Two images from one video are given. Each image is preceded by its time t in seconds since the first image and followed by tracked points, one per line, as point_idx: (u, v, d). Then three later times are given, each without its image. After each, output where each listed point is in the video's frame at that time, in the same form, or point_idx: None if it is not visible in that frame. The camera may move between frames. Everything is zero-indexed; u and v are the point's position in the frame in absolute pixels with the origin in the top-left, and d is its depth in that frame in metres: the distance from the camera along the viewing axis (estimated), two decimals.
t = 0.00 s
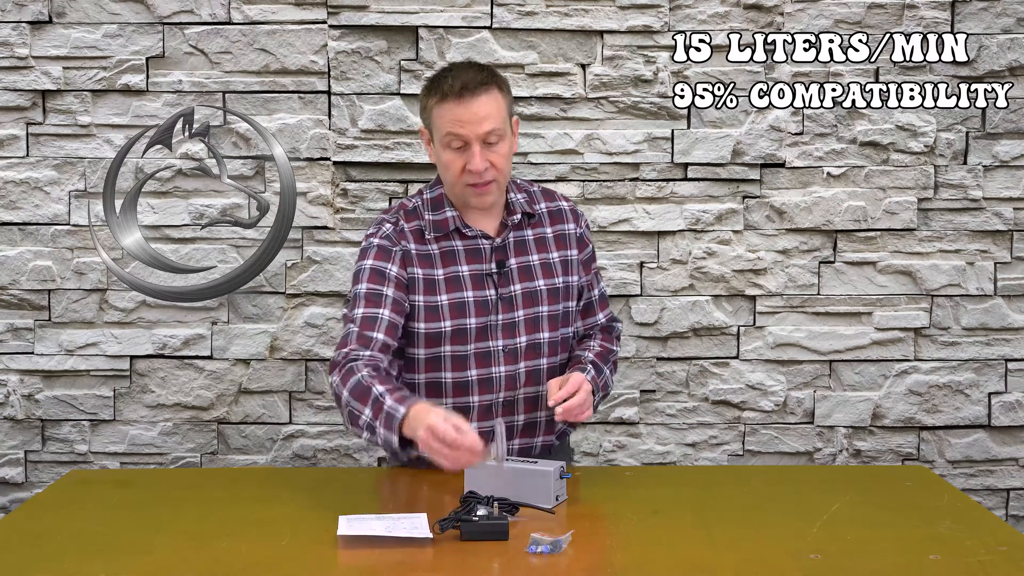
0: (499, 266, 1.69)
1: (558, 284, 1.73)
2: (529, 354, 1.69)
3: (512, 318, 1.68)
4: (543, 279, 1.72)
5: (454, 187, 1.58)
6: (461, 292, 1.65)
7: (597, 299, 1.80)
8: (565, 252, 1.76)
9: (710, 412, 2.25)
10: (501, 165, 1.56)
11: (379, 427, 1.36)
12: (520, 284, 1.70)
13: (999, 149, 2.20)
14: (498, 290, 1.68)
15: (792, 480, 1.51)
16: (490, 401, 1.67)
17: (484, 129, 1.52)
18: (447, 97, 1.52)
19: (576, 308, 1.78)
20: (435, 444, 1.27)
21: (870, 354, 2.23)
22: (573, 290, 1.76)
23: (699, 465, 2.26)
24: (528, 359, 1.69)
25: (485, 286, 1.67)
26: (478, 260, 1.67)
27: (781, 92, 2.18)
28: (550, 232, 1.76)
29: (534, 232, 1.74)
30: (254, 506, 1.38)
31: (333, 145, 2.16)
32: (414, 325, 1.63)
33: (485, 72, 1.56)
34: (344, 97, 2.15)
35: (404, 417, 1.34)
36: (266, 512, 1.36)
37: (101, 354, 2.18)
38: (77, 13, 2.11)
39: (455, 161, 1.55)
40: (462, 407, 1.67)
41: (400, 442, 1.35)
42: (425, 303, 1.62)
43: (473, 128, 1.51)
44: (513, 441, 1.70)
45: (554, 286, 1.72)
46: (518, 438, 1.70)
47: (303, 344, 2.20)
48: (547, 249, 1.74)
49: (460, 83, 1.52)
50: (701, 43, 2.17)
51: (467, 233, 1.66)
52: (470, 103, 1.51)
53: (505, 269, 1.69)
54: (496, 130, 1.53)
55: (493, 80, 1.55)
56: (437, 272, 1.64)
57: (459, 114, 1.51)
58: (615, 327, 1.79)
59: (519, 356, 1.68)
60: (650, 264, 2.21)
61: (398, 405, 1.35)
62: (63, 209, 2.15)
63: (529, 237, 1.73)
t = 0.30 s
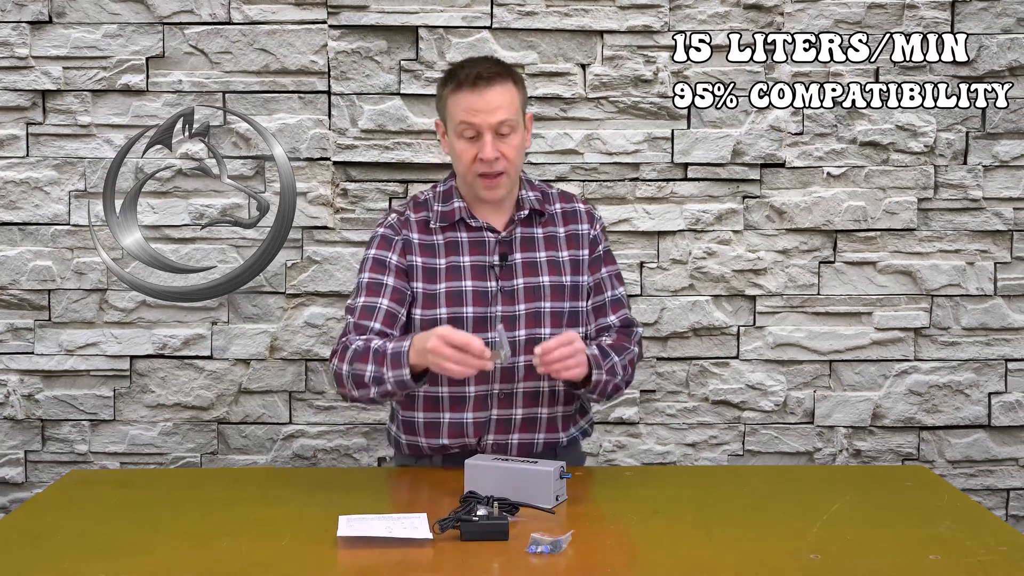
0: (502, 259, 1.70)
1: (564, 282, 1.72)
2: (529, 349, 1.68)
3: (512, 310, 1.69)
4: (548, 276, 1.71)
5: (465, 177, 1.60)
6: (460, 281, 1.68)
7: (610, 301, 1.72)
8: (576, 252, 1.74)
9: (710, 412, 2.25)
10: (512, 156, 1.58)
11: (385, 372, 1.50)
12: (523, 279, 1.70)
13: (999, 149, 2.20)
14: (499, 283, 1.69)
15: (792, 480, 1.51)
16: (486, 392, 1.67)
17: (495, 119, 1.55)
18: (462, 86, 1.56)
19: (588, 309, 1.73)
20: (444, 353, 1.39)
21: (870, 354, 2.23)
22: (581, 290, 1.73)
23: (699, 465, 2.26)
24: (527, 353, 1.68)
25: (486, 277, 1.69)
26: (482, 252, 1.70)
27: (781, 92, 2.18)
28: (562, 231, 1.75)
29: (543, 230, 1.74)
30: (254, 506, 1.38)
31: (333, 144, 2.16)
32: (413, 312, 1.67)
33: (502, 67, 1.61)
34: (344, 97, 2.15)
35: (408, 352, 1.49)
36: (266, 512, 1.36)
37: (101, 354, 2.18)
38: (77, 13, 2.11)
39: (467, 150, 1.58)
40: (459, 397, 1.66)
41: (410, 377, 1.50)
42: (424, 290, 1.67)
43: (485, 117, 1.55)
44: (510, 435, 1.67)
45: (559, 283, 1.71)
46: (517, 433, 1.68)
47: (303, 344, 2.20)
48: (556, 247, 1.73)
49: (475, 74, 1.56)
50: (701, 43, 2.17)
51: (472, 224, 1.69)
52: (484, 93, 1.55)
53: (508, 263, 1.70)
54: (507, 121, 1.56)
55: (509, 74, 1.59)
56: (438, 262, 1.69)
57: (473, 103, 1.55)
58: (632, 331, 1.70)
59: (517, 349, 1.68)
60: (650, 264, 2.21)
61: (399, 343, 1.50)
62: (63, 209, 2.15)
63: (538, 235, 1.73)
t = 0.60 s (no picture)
0: (509, 254, 1.73)
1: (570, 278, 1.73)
2: (531, 343, 1.69)
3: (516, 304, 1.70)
4: (554, 271, 1.73)
5: (478, 171, 1.63)
6: (465, 273, 1.71)
7: (616, 291, 1.69)
8: (584, 247, 1.75)
9: (710, 412, 2.25)
10: (524, 151, 1.61)
11: (399, 334, 1.52)
12: (528, 274, 1.72)
13: (999, 149, 2.20)
14: (505, 276, 1.72)
15: (792, 480, 1.51)
16: (486, 383, 1.68)
17: (508, 113, 1.58)
18: (476, 80, 1.60)
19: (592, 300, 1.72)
20: (470, 307, 1.39)
21: (870, 354, 2.23)
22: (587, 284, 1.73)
23: (699, 465, 2.26)
24: (529, 347, 1.69)
25: (492, 271, 1.72)
26: (489, 246, 1.73)
27: (781, 92, 2.18)
28: (571, 229, 1.76)
29: (553, 227, 1.75)
30: (255, 506, 1.39)
31: (333, 144, 2.16)
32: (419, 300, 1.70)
33: (516, 64, 1.64)
34: (344, 97, 2.15)
35: (424, 313, 1.50)
36: (267, 511, 1.36)
37: (101, 354, 2.18)
38: (77, 13, 2.11)
39: (481, 144, 1.61)
40: (459, 388, 1.67)
41: (427, 339, 1.51)
42: (429, 279, 1.70)
43: (498, 111, 1.57)
44: (510, 429, 1.67)
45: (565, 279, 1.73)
46: (517, 427, 1.68)
47: (303, 344, 2.20)
48: (564, 243, 1.75)
49: (490, 69, 1.60)
50: (701, 43, 2.17)
51: (481, 219, 1.73)
52: (498, 86, 1.58)
53: (515, 257, 1.73)
54: (520, 115, 1.59)
55: (524, 70, 1.62)
56: (445, 253, 1.72)
57: (487, 96, 1.58)
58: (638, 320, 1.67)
59: (519, 343, 1.68)
60: (650, 264, 2.21)
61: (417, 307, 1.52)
62: (63, 209, 2.15)
63: (547, 232, 1.75)
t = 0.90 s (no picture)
0: (514, 252, 1.74)
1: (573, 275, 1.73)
2: (534, 340, 1.69)
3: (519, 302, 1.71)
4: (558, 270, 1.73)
5: (481, 170, 1.63)
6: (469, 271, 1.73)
7: (620, 287, 1.68)
8: (588, 245, 1.75)
9: (710, 412, 2.25)
10: (527, 148, 1.61)
11: (397, 320, 1.53)
12: (532, 272, 1.73)
13: (999, 149, 2.20)
14: (509, 275, 1.73)
15: (792, 480, 1.51)
16: (490, 380, 1.69)
17: (509, 110, 1.58)
18: (478, 78, 1.61)
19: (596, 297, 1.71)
20: (469, 289, 1.39)
21: (870, 354, 2.23)
22: (591, 282, 1.73)
23: (699, 465, 2.26)
24: (533, 345, 1.69)
25: (496, 269, 1.73)
26: (493, 244, 1.74)
27: (781, 92, 2.18)
28: (576, 227, 1.76)
29: (557, 226, 1.75)
30: (255, 506, 1.39)
31: (333, 145, 2.16)
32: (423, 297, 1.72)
33: (518, 63, 1.65)
34: (344, 97, 2.15)
35: (423, 298, 1.51)
36: (267, 512, 1.36)
37: (101, 354, 2.18)
38: (77, 13, 2.11)
39: (484, 142, 1.61)
40: (462, 384, 1.69)
41: (424, 323, 1.52)
42: (433, 276, 1.72)
43: (499, 108, 1.58)
44: (514, 427, 1.67)
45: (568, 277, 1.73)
46: (520, 424, 1.68)
47: (303, 344, 2.20)
48: (569, 242, 1.75)
49: (492, 67, 1.61)
50: (701, 43, 2.17)
51: (486, 218, 1.74)
52: (499, 84, 1.59)
53: (519, 256, 1.73)
54: (521, 111, 1.59)
55: (525, 69, 1.63)
56: (450, 251, 1.74)
57: (488, 93, 1.59)
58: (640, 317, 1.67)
59: (523, 340, 1.69)
60: (650, 264, 2.21)
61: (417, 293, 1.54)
62: (63, 209, 2.15)
63: (552, 231, 1.75)
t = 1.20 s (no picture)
0: (515, 251, 1.74)
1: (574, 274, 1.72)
2: (534, 338, 1.69)
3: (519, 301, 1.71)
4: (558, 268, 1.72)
5: (482, 167, 1.63)
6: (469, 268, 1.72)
7: (620, 284, 1.67)
8: (589, 243, 1.75)
9: (710, 412, 2.25)
10: (527, 146, 1.61)
11: (390, 292, 1.56)
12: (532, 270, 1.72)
13: (999, 149, 2.20)
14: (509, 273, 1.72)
15: (791, 480, 1.51)
16: (488, 377, 1.69)
17: (511, 109, 1.59)
18: (480, 76, 1.61)
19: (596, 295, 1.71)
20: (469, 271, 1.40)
21: (870, 354, 2.23)
22: (590, 279, 1.73)
23: (699, 465, 2.26)
24: (533, 342, 1.69)
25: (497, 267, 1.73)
26: (494, 242, 1.74)
27: (781, 92, 2.18)
28: (577, 226, 1.76)
29: (558, 225, 1.76)
30: (255, 506, 1.39)
31: (333, 145, 2.16)
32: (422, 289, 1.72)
33: (521, 62, 1.65)
34: (344, 97, 2.15)
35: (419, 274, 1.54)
36: (267, 512, 1.36)
37: (101, 354, 2.18)
38: (77, 13, 2.11)
39: (485, 140, 1.61)
40: (460, 380, 1.69)
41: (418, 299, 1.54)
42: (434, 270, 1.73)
43: (501, 106, 1.59)
44: (514, 424, 1.67)
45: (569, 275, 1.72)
46: (520, 422, 1.68)
47: (303, 344, 2.20)
48: (569, 240, 1.75)
49: (494, 66, 1.61)
50: (701, 43, 2.17)
51: (487, 216, 1.74)
52: (501, 82, 1.59)
53: (519, 254, 1.74)
54: (523, 110, 1.59)
55: (528, 69, 1.64)
56: (450, 247, 1.75)
57: (490, 91, 1.59)
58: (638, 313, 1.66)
59: (523, 338, 1.69)
60: (650, 264, 2.21)
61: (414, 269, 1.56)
62: (63, 209, 2.15)
63: (553, 230, 1.75)
